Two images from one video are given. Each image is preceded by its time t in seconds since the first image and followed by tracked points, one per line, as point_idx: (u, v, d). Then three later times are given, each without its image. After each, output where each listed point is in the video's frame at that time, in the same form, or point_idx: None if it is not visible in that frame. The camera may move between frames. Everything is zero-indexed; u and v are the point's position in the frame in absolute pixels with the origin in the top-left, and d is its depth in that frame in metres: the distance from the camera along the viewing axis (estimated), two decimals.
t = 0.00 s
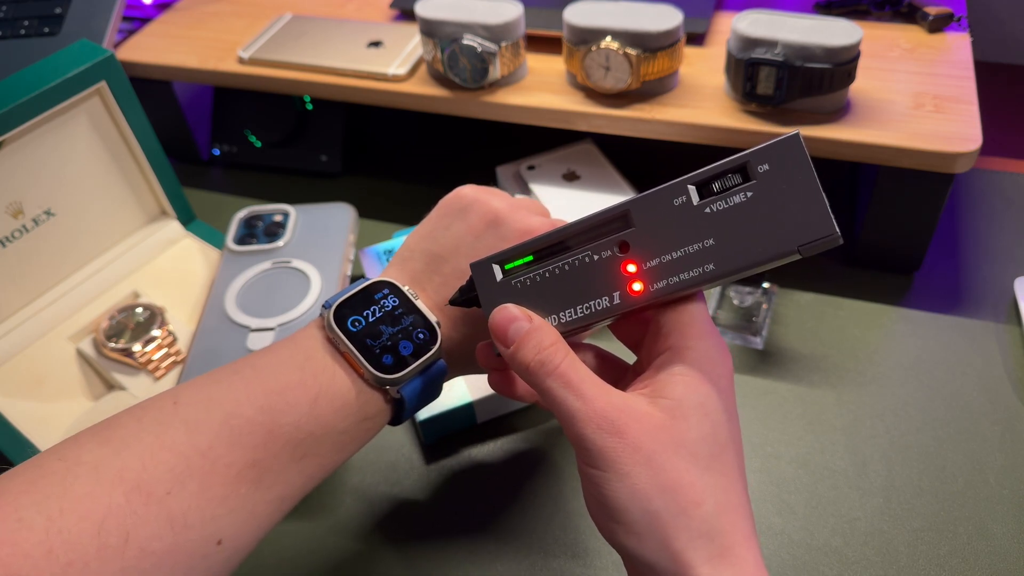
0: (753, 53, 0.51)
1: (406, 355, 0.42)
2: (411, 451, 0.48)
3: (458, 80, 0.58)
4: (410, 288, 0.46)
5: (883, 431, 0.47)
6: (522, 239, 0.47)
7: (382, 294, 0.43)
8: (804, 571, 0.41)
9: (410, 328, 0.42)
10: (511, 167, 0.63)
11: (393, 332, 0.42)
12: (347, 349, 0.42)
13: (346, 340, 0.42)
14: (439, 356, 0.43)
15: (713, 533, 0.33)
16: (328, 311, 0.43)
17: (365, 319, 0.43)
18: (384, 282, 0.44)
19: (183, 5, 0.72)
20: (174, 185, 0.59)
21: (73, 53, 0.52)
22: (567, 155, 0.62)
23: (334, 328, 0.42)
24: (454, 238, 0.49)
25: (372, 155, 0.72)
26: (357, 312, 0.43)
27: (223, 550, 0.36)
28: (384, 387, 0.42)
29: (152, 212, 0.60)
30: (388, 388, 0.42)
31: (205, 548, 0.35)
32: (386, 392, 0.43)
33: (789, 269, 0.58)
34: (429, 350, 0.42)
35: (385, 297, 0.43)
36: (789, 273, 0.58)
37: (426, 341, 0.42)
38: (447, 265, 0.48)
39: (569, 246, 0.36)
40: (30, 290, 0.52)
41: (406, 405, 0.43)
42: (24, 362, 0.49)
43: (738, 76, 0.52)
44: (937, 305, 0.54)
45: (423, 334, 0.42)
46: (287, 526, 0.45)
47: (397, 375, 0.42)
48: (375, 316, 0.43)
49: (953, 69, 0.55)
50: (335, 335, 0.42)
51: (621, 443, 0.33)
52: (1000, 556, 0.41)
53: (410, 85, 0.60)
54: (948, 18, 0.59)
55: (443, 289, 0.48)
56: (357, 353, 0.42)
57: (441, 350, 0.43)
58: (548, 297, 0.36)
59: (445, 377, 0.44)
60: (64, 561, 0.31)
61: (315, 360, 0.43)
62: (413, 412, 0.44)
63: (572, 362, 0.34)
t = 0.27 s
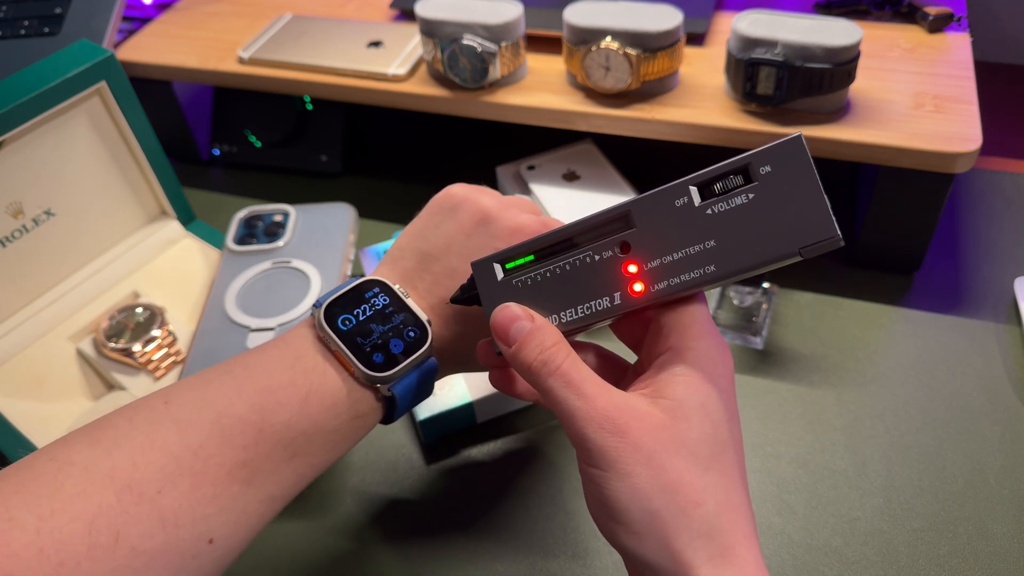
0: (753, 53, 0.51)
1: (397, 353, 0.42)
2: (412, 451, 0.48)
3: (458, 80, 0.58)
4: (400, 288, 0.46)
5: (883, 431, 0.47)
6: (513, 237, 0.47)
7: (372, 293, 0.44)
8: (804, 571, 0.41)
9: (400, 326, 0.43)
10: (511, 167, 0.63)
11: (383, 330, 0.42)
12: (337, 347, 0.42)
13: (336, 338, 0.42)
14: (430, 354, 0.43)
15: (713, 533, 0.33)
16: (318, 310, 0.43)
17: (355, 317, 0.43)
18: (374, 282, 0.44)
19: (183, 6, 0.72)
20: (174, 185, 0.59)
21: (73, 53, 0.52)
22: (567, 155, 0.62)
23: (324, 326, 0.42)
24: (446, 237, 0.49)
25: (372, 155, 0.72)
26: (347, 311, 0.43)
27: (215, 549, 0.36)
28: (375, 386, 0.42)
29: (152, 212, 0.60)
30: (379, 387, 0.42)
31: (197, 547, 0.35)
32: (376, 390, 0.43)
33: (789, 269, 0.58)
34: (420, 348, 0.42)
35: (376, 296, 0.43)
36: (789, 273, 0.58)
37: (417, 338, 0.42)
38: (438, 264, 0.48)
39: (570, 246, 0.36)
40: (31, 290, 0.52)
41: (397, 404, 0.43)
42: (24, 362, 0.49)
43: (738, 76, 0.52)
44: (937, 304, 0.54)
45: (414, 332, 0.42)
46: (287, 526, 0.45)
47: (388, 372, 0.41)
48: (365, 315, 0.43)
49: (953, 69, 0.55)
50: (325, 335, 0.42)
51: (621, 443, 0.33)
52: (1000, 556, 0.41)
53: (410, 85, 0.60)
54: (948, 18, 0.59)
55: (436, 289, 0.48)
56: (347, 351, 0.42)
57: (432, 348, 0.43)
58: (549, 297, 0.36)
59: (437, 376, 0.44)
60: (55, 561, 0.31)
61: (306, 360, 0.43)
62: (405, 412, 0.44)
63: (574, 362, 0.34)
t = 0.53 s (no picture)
0: (753, 53, 0.51)
1: (388, 355, 0.42)
2: (411, 451, 0.48)
3: (458, 80, 0.58)
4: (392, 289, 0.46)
5: (883, 431, 0.47)
6: (503, 237, 0.47)
7: (363, 295, 0.43)
8: (805, 571, 0.41)
9: (391, 328, 0.43)
10: (511, 167, 0.63)
11: (374, 333, 0.42)
12: (328, 350, 0.42)
13: (327, 342, 0.42)
14: (421, 355, 0.43)
15: (715, 534, 0.33)
16: (308, 314, 0.43)
17: (346, 320, 0.43)
18: (365, 284, 0.44)
19: (183, 6, 0.72)
20: (174, 185, 0.59)
21: (73, 53, 0.52)
22: (567, 155, 0.62)
23: (314, 329, 0.42)
24: (438, 239, 0.48)
25: (372, 155, 0.72)
26: (337, 314, 0.43)
27: (206, 553, 0.36)
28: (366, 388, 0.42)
29: (152, 212, 0.60)
30: (371, 389, 0.42)
31: (187, 551, 0.35)
32: (368, 393, 0.43)
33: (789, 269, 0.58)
34: (410, 350, 0.42)
35: (366, 298, 0.43)
36: (789, 273, 0.58)
37: (408, 340, 0.42)
38: (428, 264, 0.48)
39: (571, 248, 0.36)
40: (31, 290, 0.52)
41: (390, 406, 0.43)
42: (24, 362, 0.49)
43: (738, 76, 0.52)
44: (938, 305, 0.54)
45: (405, 334, 0.42)
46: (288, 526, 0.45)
47: (379, 374, 0.41)
48: (356, 318, 0.43)
49: (953, 69, 0.55)
50: (316, 338, 0.42)
51: (624, 444, 0.33)
52: (1000, 556, 0.41)
53: (410, 85, 0.60)
54: (948, 18, 0.59)
55: (429, 290, 0.47)
56: (338, 354, 0.42)
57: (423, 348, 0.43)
58: (550, 299, 0.36)
59: (428, 377, 0.44)
60: (44, 565, 0.31)
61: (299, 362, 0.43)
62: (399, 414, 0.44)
63: (575, 365, 0.34)
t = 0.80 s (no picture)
0: (753, 53, 0.51)
1: (332, 375, 0.42)
2: (412, 451, 0.48)
3: (458, 80, 0.58)
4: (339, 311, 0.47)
5: (883, 431, 0.47)
6: (440, 244, 0.48)
7: (308, 318, 0.44)
8: (805, 571, 0.41)
9: (335, 348, 0.43)
10: (511, 168, 0.63)
11: (317, 354, 0.43)
12: (272, 375, 0.42)
13: (270, 367, 0.42)
14: (367, 372, 0.43)
15: (733, 535, 0.33)
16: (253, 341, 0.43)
17: (289, 345, 0.43)
18: (309, 308, 0.44)
19: (183, 6, 0.72)
20: (174, 185, 0.59)
21: (73, 53, 0.52)
22: (566, 155, 0.62)
23: (257, 355, 0.43)
24: (380, 255, 0.49)
25: (373, 155, 0.72)
26: (281, 339, 0.43)
27: None
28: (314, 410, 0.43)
29: (152, 212, 0.60)
30: (318, 411, 0.42)
31: None
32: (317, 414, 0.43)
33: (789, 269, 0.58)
34: (355, 368, 0.43)
35: (311, 321, 0.44)
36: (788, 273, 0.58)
37: (352, 358, 0.43)
38: (373, 283, 0.49)
39: (587, 244, 0.36)
40: (31, 290, 0.52)
41: (342, 426, 0.43)
42: (24, 362, 0.49)
43: (738, 76, 0.52)
44: (938, 304, 0.54)
45: (349, 352, 0.43)
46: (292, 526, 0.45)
47: (323, 394, 0.42)
48: (299, 342, 0.43)
49: (953, 69, 0.55)
50: (260, 364, 0.43)
51: (642, 444, 0.33)
52: (1000, 556, 0.41)
53: (409, 85, 0.60)
54: (948, 18, 0.59)
55: (377, 307, 0.48)
56: (282, 379, 0.42)
57: (369, 365, 0.43)
58: (565, 295, 0.36)
59: (377, 394, 0.44)
60: None
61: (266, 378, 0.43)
62: (352, 435, 0.44)
63: (592, 363, 0.34)
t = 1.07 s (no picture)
0: (753, 53, 0.51)
1: (245, 390, 0.40)
2: (411, 451, 0.48)
3: (458, 80, 0.58)
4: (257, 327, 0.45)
5: (883, 431, 0.47)
6: (346, 233, 0.43)
7: (221, 338, 0.42)
8: (805, 571, 0.41)
9: (250, 362, 0.41)
10: (511, 168, 0.63)
11: (231, 371, 0.41)
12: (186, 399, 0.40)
13: (182, 391, 0.40)
14: (286, 384, 0.41)
15: (739, 537, 0.33)
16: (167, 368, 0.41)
17: (203, 367, 0.41)
18: (223, 327, 0.43)
19: (184, 5, 0.72)
20: (174, 185, 0.59)
21: (73, 54, 0.52)
22: (566, 155, 0.62)
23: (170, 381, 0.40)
24: (290, 263, 0.44)
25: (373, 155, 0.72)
26: (195, 362, 0.41)
27: None
28: (231, 429, 0.40)
29: (152, 212, 0.60)
30: (236, 429, 0.40)
31: None
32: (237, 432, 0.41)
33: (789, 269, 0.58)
34: (269, 379, 0.40)
35: (224, 340, 0.42)
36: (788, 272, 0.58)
37: (266, 371, 0.41)
38: (289, 289, 0.44)
39: (594, 244, 0.37)
40: (32, 291, 0.52)
41: (267, 443, 0.41)
42: (24, 362, 0.49)
43: (738, 76, 0.52)
44: (938, 305, 0.54)
45: (263, 365, 0.41)
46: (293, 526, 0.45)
47: (237, 410, 0.39)
48: (213, 361, 0.41)
49: (953, 69, 0.55)
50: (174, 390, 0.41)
51: (649, 445, 0.33)
52: (1000, 556, 0.41)
53: (409, 85, 0.60)
54: (948, 18, 0.59)
55: (298, 314, 0.44)
56: (194, 401, 0.40)
57: (287, 376, 0.41)
58: (571, 294, 0.36)
59: (302, 405, 0.42)
60: None
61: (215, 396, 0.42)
62: (281, 453, 0.42)
63: (601, 364, 0.34)
